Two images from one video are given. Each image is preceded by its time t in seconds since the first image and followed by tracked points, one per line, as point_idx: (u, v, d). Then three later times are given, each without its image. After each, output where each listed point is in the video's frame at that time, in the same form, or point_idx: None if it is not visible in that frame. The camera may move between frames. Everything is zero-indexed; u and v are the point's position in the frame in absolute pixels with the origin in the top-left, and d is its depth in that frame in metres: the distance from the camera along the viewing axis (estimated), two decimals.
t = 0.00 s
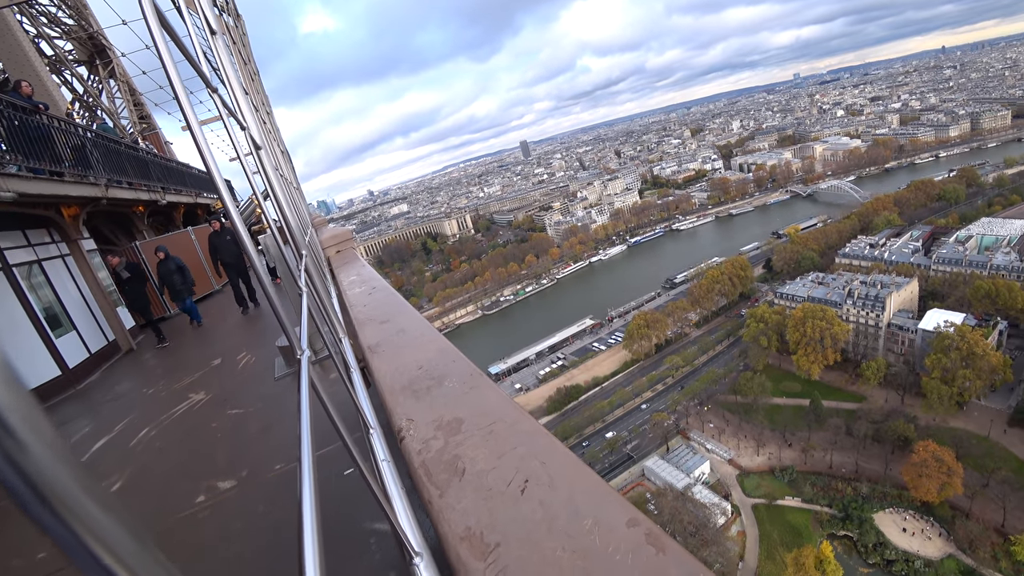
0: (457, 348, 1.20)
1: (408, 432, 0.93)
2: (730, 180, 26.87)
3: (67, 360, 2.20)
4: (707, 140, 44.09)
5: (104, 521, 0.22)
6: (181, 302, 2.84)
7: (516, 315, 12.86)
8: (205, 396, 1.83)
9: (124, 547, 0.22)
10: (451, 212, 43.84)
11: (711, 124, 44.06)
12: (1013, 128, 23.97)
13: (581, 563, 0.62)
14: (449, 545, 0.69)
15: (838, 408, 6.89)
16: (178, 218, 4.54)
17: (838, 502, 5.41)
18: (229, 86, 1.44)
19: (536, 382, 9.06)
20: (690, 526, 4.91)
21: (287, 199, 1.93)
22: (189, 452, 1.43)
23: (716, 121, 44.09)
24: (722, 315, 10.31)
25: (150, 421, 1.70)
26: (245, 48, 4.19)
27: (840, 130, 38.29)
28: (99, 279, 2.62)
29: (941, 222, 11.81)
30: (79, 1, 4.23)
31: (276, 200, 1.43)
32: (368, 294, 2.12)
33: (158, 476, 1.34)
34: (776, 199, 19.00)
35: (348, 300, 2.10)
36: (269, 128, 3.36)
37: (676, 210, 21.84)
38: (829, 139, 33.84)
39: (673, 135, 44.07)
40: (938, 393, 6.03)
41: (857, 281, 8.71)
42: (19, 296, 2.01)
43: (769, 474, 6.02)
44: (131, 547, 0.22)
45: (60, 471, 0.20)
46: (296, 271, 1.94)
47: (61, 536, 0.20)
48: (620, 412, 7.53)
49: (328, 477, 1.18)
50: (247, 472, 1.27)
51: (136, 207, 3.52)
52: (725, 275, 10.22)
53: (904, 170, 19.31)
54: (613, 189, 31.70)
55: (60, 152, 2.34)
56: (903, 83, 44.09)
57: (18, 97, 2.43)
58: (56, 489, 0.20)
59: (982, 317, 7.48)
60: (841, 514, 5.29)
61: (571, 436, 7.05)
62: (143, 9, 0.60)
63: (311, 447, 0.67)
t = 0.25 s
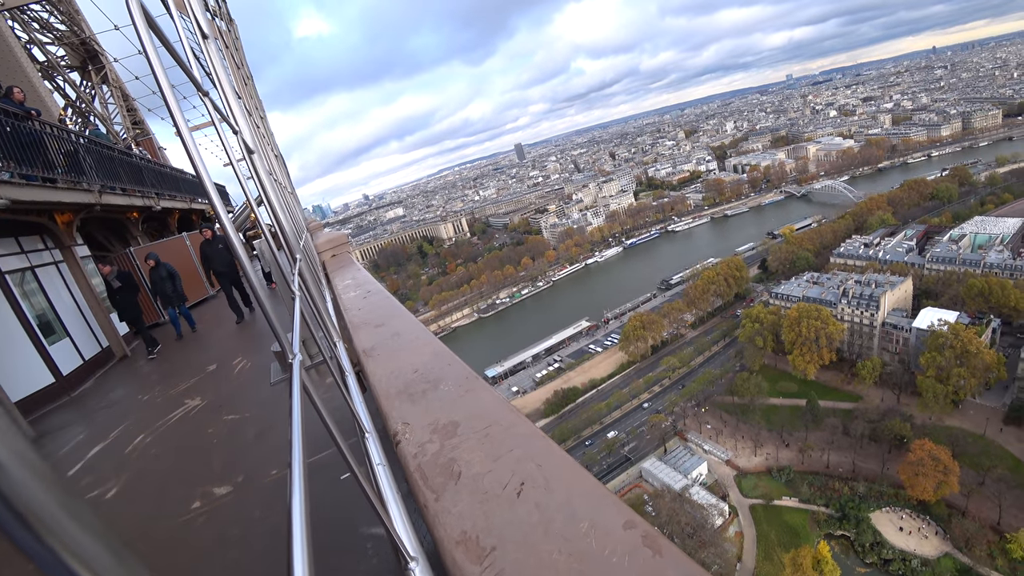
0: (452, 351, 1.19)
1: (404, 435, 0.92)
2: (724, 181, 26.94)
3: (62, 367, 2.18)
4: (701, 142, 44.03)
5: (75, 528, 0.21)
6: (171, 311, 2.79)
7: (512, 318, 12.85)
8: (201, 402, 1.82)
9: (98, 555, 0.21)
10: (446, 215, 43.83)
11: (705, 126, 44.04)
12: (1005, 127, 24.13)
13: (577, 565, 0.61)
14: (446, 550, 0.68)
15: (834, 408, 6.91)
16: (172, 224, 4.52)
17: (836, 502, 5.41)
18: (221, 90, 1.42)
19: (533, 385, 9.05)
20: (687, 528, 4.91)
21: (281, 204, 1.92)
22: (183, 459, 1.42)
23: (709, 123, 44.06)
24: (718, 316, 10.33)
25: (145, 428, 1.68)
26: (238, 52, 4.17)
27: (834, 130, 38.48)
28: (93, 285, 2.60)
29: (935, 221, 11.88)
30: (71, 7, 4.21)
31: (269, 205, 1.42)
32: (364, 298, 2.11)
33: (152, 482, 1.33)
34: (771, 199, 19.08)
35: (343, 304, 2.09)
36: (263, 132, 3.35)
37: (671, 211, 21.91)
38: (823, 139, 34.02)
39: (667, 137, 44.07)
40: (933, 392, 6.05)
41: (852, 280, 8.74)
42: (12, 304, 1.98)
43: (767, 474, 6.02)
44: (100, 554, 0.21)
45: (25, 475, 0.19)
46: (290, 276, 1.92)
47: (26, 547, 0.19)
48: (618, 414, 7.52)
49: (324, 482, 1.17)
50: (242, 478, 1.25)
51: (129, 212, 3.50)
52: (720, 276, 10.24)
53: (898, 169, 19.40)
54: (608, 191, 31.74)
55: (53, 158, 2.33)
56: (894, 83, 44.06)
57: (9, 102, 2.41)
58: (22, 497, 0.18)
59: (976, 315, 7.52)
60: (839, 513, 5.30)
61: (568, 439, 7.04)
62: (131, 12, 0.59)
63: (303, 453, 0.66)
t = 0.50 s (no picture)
0: (446, 356, 1.19)
1: (398, 441, 0.92)
2: (717, 186, 27.07)
3: (51, 372, 2.15)
4: (694, 148, 44.05)
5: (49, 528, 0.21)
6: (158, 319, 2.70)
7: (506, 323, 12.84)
8: (193, 407, 1.80)
9: (84, 561, 0.22)
10: (440, 220, 43.79)
11: (697, 132, 44.05)
12: (992, 134, 24.47)
13: (572, 571, 0.61)
14: (440, 556, 0.67)
15: (827, 413, 6.94)
16: (164, 228, 4.49)
17: (829, 506, 5.43)
18: (214, 93, 1.42)
19: (527, 390, 9.03)
20: (682, 533, 4.91)
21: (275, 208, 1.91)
22: (175, 465, 1.40)
23: (702, 129, 44.06)
24: (711, 321, 10.36)
25: (135, 434, 1.66)
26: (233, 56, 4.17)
27: (825, 137, 38.82)
28: (83, 290, 2.57)
29: (925, 227, 12.01)
30: (64, 9, 4.19)
31: (263, 210, 1.41)
32: (357, 303, 2.10)
33: (143, 489, 1.31)
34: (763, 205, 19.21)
35: (337, 309, 2.08)
36: (257, 136, 3.33)
37: (664, 217, 22.00)
38: (814, 146, 34.32)
39: (660, 143, 44.07)
40: (925, 396, 6.10)
41: (844, 286, 8.80)
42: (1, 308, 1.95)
43: (760, 479, 6.04)
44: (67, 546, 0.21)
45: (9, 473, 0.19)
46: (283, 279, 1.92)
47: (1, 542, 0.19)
48: (611, 420, 7.51)
49: (316, 488, 1.16)
50: (234, 484, 1.24)
51: (121, 216, 3.47)
52: (714, 281, 10.29)
53: (888, 175, 19.55)
54: (601, 197, 31.82)
55: (44, 161, 2.30)
56: (884, 91, 44.07)
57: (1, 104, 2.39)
58: None
59: (966, 320, 7.60)
60: (832, 518, 5.31)
61: (562, 444, 7.03)
62: (126, 16, 0.59)
63: (297, 459, 0.65)
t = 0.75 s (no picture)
0: (438, 358, 1.18)
1: (389, 443, 0.91)
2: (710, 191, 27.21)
3: (38, 370, 2.12)
4: (687, 152, 44.04)
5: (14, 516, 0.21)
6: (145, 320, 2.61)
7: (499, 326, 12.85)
8: (182, 408, 1.78)
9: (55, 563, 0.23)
10: (433, 222, 43.76)
11: (691, 137, 44.06)
12: (979, 142, 24.79)
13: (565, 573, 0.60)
14: (431, 560, 0.67)
15: (817, 416, 7.00)
16: (156, 226, 4.45)
17: (819, 509, 5.46)
18: (207, 91, 1.41)
19: (519, 393, 9.04)
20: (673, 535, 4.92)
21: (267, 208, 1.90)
22: (163, 466, 1.38)
23: (696, 134, 44.05)
24: (703, 325, 10.42)
25: (124, 434, 1.64)
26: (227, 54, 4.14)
27: (817, 143, 39.17)
28: (71, 288, 2.53)
29: (914, 232, 12.15)
30: (56, 4, 4.15)
31: (256, 209, 1.40)
32: (349, 304, 2.09)
33: (130, 490, 1.29)
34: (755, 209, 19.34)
35: (329, 310, 2.07)
36: (250, 135, 3.31)
37: (657, 221, 22.08)
38: (806, 151, 34.58)
39: (653, 147, 44.06)
40: (914, 400, 6.16)
41: (835, 291, 8.87)
42: None
43: (751, 482, 6.07)
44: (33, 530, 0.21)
45: None
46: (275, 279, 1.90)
47: None
48: (603, 423, 7.52)
49: (306, 490, 1.15)
50: (223, 485, 1.23)
51: (112, 213, 3.43)
52: (706, 285, 10.34)
53: (878, 182, 19.74)
54: (595, 200, 31.90)
55: (34, 156, 2.28)
56: (875, 98, 44.04)
57: None
58: None
59: (955, 325, 7.69)
60: (822, 521, 5.35)
61: (554, 447, 7.03)
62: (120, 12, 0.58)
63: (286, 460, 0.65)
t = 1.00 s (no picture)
0: (427, 359, 1.18)
1: (376, 444, 0.90)
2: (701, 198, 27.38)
3: (19, 366, 2.07)
4: (680, 159, 44.06)
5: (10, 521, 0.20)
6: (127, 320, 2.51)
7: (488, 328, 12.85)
8: (166, 405, 1.75)
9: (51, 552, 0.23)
10: (425, 222, 43.69)
11: (684, 143, 44.07)
12: (966, 155, 25.21)
13: None
14: (418, 563, 0.66)
15: (803, 423, 7.06)
16: (144, 221, 4.40)
17: (803, 516, 5.50)
18: (199, 83, 1.39)
19: (507, 396, 9.04)
20: (658, 541, 4.94)
21: (258, 204, 1.88)
22: (147, 464, 1.36)
23: (688, 141, 44.08)
24: (692, 331, 10.48)
25: (106, 431, 1.61)
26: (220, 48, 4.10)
27: (808, 153, 39.60)
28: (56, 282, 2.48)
29: (901, 243, 12.34)
30: None
31: (246, 206, 1.39)
32: (338, 304, 2.08)
33: (112, 489, 1.26)
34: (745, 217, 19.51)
35: (317, 309, 2.05)
36: (241, 131, 3.28)
37: (648, 226, 22.21)
38: (796, 161, 34.94)
39: (646, 153, 44.06)
40: (898, 409, 6.23)
41: (822, 299, 8.97)
42: None
43: (737, 488, 6.11)
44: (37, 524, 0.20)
45: None
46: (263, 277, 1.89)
47: None
48: (590, 428, 7.52)
49: (293, 491, 1.13)
50: (207, 485, 1.21)
51: (99, 207, 3.39)
52: (695, 291, 10.41)
53: (867, 192, 19.99)
54: (586, 204, 31.98)
55: (19, 147, 2.24)
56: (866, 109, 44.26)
57: None
58: None
59: (939, 335, 7.81)
60: (806, 527, 5.39)
61: (541, 450, 7.04)
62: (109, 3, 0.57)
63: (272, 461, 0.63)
